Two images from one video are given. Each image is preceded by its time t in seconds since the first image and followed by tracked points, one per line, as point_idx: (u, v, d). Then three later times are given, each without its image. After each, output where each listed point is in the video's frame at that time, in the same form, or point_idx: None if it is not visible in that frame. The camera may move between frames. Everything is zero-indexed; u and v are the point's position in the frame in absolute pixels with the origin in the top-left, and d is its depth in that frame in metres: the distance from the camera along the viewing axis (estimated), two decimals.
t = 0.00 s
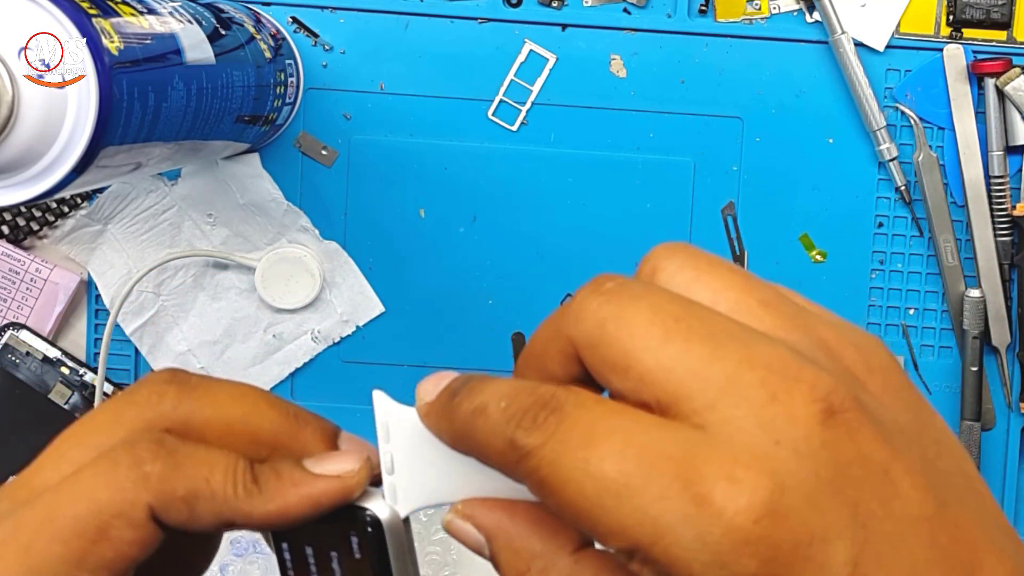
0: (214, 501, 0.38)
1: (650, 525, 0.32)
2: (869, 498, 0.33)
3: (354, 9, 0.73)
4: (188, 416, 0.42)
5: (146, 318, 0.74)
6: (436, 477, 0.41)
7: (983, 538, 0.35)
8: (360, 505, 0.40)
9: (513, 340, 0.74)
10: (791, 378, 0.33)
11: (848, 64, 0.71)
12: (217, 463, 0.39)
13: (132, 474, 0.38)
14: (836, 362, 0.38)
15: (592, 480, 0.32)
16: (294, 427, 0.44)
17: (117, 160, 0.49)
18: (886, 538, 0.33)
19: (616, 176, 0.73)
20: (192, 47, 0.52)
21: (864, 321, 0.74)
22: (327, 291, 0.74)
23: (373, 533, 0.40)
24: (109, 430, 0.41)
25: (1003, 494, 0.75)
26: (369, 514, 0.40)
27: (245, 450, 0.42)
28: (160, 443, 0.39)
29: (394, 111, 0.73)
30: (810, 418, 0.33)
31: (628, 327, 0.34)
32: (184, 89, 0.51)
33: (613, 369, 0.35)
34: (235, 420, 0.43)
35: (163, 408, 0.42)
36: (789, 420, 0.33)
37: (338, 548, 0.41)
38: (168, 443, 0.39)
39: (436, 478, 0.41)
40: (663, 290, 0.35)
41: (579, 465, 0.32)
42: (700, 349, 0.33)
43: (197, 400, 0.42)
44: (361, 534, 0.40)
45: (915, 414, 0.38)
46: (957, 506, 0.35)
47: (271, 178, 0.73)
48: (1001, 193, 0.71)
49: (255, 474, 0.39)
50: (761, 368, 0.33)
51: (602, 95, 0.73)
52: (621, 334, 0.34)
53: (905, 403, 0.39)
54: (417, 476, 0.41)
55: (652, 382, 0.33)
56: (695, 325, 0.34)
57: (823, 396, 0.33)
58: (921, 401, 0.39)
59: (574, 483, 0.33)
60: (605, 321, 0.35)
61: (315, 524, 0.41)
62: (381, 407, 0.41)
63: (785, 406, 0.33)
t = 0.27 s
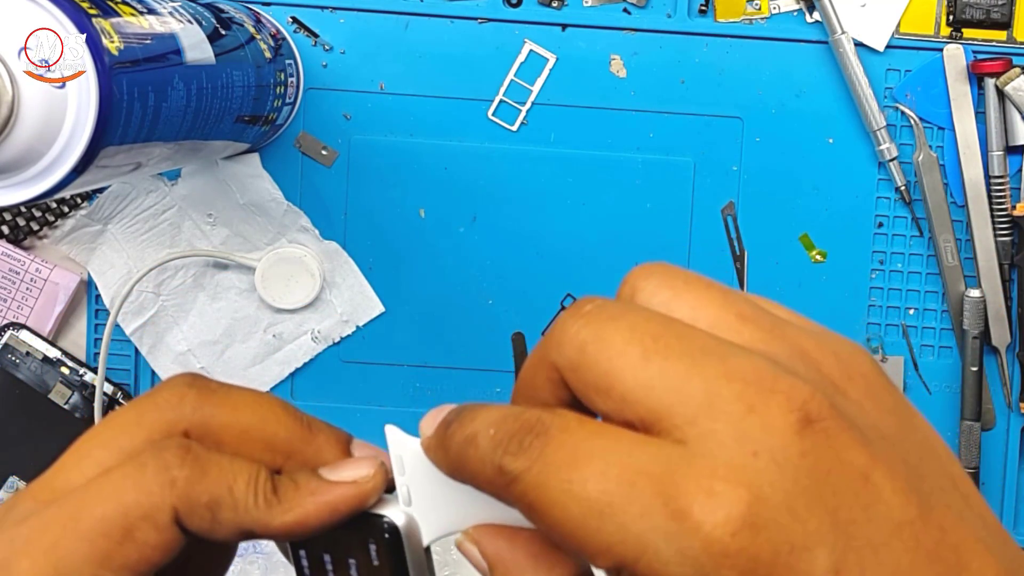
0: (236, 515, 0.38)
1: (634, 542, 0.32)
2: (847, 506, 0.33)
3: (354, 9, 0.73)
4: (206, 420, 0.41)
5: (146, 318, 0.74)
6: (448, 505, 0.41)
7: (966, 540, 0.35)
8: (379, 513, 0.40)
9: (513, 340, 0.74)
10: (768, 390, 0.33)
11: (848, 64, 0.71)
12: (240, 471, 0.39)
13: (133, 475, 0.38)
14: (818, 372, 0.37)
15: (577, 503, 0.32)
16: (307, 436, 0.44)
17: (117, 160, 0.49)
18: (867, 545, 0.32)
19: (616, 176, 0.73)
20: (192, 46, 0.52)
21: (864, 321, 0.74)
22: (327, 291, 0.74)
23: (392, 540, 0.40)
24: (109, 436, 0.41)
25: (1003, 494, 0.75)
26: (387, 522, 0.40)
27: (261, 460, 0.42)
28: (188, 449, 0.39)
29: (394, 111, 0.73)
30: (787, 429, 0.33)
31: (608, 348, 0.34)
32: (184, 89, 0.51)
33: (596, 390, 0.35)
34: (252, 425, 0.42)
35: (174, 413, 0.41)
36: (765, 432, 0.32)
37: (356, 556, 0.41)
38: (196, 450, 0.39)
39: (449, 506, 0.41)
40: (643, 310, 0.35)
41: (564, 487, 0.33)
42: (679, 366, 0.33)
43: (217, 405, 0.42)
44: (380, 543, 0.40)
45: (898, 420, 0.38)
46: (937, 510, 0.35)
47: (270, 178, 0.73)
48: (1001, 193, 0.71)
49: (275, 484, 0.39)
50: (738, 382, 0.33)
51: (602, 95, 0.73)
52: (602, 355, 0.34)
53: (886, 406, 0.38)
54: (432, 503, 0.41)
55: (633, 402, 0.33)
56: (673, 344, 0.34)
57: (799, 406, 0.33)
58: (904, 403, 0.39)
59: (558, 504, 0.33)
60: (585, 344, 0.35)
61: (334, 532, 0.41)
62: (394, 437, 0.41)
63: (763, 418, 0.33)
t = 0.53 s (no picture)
0: (251, 511, 0.38)
1: (635, 567, 0.31)
2: (845, 529, 0.31)
3: (354, 9, 0.73)
4: (218, 420, 0.42)
5: (146, 318, 0.74)
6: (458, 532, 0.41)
7: (966, 564, 0.33)
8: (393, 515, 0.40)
9: (513, 340, 0.74)
10: (765, 416, 0.32)
11: (848, 64, 0.71)
12: (255, 469, 0.38)
13: (133, 476, 0.38)
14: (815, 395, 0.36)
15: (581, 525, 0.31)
16: (316, 436, 0.43)
17: (117, 160, 0.49)
18: (864, 568, 0.31)
19: (615, 176, 0.73)
20: (192, 46, 0.52)
21: (864, 321, 0.74)
22: (327, 291, 0.74)
23: (404, 539, 0.40)
24: (107, 438, 0.41)
25: (1003, 494, 0.75)
26: (399, 522, 0.40)
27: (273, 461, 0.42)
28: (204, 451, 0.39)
29: (394, 111, 0.73)
30: (784, 455, 0.32)
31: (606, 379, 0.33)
32: (184, 88, 0.51)
33: (595, 421, 0.33)
34: (262, 425, 0.42)
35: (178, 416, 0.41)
36: (762, 457, 0.32)
37: (368, 555, 0.41)
38: (213, 448, 0.39)
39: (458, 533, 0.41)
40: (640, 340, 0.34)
41: (568, 513, 0.32)
42: (677, 389, 0.32)
43: (219, 403, 0.42)
44: (393, 543, 0.40)
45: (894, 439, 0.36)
46: (936, 530, 0.33)
47: (270, 178, 0.73)
48: (1001, 193, 0.71)
49: (290, 481, 0.39)
50: (736, 408, 0.32)
51: (602, 95, 0.73)
52: (601, 386, 0.33)
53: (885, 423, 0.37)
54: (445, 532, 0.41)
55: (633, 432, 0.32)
56: (670, 372, 0.32)
57: (795, 432, 0.32)
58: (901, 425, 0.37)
59: (562, 529, 0.32)
60: (584, 376, 0.33)
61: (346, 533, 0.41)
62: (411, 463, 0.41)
63: (761, 444, 0.32)
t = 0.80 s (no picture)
0: (259, 506, 0.38)
1: None
2: (837, 559, 0.30)
3: (354, 9, 0.73)
4: (222, 417, 0.42)
5: (146, 318, 0.74)
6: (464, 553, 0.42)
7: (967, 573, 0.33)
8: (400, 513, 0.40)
9: (513, 340, 0.74)
10: (756, 446, 0.31)
11: (848, 64, 0.71)
12: (262, 465, 0.38)
13: (132, 478, 0.38)
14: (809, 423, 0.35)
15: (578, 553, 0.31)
16: (319, 433, 0.43)
17: (117, 161, 0.49)
18: None
19: (615, 177, 0.74)
20: (192, 46, 0.52)
21: (864, 321, 0.74)
22: (327, 291, 0.74)
23: (409, 537, 0.40)
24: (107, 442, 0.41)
25: (1002, 494, 0.75)
26: (404, 518, 0.40)
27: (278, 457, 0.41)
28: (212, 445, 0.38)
29: (394, 111, 0.73)
30: (775, 486, 0.31)
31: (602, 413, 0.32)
32: (184, 88, 0.51)
33: (592, 453, 0.32)
34: (265, 425, 0.42)
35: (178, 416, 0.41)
36: (754, 488, 0.31)
37: (373, 553, 0.41)
38: (219, 445, 0.39)
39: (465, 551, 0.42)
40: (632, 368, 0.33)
41: (565, 544, 0.31)
42: (669, 418, 0.31)
43: (228, 404, 0.42)
44: (399, 541, 0.40)
45: (888, 467, 0.35)
46: (931, 555, 0.32)
47: (270, 178, 0.73)
48: (1001, 193, 0.71)
49: (297, 477, 0.38)
50: (728, 438, 0.31)
51: (602, 95, 0.73)
52: (597, 421, 0.32)
53: (879, 446, 0.35)
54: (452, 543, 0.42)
55: (630, 463, 0.31)
56: (665, 404, 0.31)
57: (787, 461, 0.31)
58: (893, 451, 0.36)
59: (561, 560, 0.31)
60: (579, 409, 0.32)
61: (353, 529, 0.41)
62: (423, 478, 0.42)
63: (753, 474, 0.31)
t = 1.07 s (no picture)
0: (259, 502, 0.38)
1: None
2: None
3: (354, 9, 0.73)
4: (222, 415, 0.42)
5: (146, 318, 0.74)
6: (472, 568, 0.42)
7: None
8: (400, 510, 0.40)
9: (513, 340, 0.74)
10: (753, 463, 0.31)
11: (848, 64, 0.71)
12: (262, 462, 0.38)
13: (132, 477, 0.38)
14: (803, 442, 0.35)
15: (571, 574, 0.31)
16: (318, 431, 0.42)
17: (117, 161, 0.49)
18: None
19: (615, 176, 0.73)
20: (192, 46, 0.52)
21: (864, 321, 0.74)
22: (327, 291, 0.74)
23: (407, 536, 0.40)
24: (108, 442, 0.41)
25: (1002, 494, 0.75)
26: (402, 516, 0.40)
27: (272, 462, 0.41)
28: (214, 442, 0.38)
29: (394, 111, 0.73)
30: (770, 503, 0.31)
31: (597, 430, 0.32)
32: (184, 88, 0.51)
33: (589, 470, 0.32)
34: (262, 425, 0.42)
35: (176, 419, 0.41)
36: (750, 505, 0.30)
37: (370, 551, 0.41)
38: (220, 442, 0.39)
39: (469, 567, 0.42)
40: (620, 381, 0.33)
41: (562, 562, 0.31)
42: (666, 435, 0.31)
43: (226, 403, 0.42)
44: (397, 540, 0.41)
45: (882, 483, 0.35)
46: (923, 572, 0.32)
47: (270, 178, 0.73)
48: (1000, 193, 0.71)
49: (296, 473, 0.38)
50: (725, 456, 0.31)
51: (602, 95, 0.73)
52: (592, 437, 0.32)
53: (871, 462, 0.36)
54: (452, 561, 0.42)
55: (627, 479, 0.31)
56: (661, 421, 0.31)
57: (782, 479, 0.31)
58: (887, 468, 0.37)
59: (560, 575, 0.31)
60: (576, 427, 0.32)
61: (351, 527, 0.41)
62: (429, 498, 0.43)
63: (749, 492, 0.31)
